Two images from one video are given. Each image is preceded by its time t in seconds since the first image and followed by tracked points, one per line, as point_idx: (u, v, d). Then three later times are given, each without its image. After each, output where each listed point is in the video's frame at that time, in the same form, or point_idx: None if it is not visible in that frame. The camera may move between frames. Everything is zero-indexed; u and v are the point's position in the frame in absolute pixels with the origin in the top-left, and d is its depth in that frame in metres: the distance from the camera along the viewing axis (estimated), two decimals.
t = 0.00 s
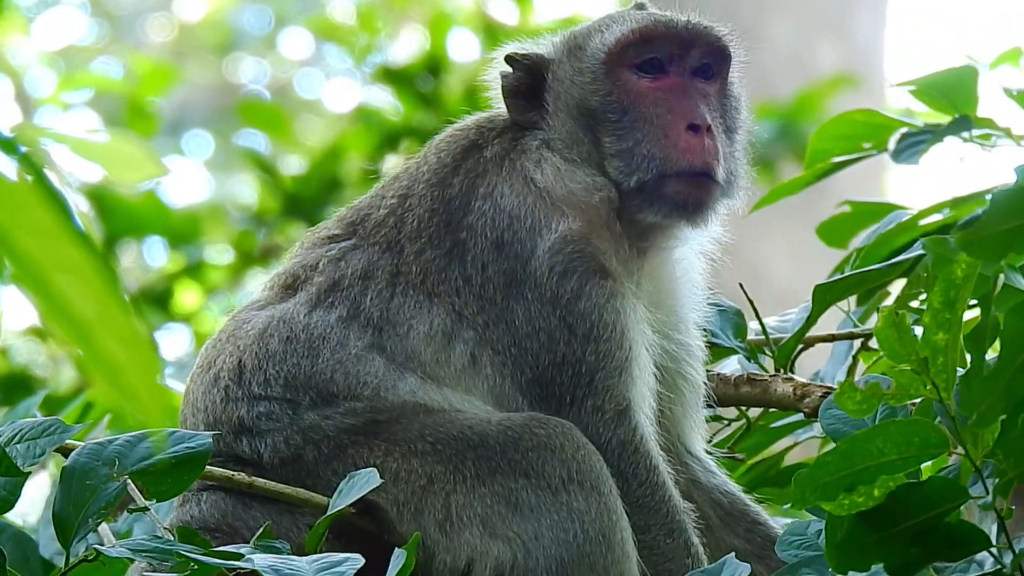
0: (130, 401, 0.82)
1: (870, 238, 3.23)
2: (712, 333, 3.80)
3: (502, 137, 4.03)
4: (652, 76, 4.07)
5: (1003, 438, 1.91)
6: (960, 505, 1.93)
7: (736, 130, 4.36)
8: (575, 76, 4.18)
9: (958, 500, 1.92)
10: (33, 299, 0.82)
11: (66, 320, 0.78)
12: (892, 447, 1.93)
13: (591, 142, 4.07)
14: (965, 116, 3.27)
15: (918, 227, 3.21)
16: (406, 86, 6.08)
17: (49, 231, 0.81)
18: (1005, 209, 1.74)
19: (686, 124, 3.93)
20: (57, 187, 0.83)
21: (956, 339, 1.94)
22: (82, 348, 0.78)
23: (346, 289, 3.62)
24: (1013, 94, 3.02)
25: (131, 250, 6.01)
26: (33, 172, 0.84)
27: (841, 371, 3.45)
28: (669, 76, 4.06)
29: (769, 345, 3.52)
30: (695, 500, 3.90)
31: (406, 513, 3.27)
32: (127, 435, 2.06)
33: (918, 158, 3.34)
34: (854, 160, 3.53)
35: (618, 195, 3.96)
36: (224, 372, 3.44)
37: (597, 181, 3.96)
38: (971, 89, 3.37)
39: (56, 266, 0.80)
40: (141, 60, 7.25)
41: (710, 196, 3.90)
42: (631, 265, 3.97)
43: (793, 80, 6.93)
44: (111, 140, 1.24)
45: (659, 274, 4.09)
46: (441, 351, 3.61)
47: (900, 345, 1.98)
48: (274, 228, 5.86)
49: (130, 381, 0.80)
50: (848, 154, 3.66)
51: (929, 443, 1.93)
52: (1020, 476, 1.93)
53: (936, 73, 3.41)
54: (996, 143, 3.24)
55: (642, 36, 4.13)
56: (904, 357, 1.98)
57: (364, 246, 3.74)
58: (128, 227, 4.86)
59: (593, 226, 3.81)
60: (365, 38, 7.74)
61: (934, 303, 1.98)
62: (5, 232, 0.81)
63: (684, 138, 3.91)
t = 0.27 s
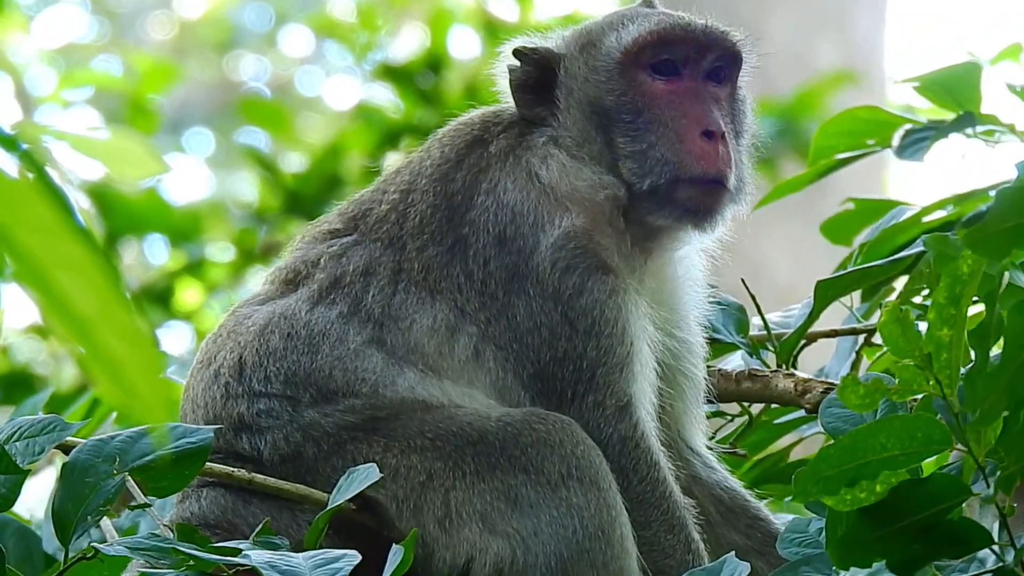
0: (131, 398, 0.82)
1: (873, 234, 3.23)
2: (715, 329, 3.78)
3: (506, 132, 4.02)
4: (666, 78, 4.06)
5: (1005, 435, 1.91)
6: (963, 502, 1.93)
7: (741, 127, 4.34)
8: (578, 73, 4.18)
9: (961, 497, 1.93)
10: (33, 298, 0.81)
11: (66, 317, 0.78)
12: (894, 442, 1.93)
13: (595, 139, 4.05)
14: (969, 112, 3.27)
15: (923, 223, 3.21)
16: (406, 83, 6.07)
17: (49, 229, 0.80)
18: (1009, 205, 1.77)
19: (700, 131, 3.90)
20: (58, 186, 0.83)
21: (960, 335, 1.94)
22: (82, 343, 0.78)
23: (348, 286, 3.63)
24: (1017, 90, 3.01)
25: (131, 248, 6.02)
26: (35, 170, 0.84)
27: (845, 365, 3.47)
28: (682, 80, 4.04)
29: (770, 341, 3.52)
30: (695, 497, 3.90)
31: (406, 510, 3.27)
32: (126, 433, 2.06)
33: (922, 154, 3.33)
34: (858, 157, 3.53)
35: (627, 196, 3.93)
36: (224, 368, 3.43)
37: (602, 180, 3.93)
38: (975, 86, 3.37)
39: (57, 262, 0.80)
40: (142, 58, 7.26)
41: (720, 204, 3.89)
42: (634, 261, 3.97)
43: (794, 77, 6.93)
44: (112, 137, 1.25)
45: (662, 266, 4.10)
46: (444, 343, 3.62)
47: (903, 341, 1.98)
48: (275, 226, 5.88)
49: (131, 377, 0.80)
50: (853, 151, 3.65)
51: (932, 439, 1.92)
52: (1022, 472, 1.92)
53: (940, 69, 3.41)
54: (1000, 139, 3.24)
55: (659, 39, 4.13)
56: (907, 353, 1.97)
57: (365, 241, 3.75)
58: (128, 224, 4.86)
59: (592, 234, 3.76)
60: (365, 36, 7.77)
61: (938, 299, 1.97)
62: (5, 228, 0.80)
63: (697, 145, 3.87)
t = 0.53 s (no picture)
0: (131, 392, 0.83)
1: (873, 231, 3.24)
2: (716, 325, 3.79)
3: (508, 127, 4.00)
4: (689, 82, 4.04)
5: (1000, 432, 1.92)
6: (958, 498, 1.94)
7: (752, 130, 4.35)
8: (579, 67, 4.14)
9: (956, 493, 1.93)
10: (34, 291, 0.81)
11: (68, 312, 0.78)
12: (890, 440, 1.94)
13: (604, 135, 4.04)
14: (969, 109, 3.28)
15: (923, 221, 3.21)
16: (407, 79, 6.10)
17: (50, 223, 0.80)
18: (1001, 203, 1.76)
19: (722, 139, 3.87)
20: (57, 181, 0.83)
21: (954, 332, 1.95)
22: (84, 340, 0.78)
23: (351, 281, 3.63)
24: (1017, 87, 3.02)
25: (132, 244, 6.02)
26: (35, 165, 0.84)
27: (845, 362, 3.47)
28: (705, 83, 4.02)
29: (771, 338, 3.51)
30: (695, 492, 3.92)
31: (405, 508, 3.28)
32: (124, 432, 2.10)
33: (922, 152, 3.34)
34: (860, 153, 3.53)
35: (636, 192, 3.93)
36: (225, 364, 3.44)
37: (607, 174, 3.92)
38: (975, 84, 3.37)
39: (58, 258, 0.80)
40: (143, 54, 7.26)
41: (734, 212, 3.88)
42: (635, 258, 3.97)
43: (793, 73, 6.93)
44: (115, 133, 1.27)
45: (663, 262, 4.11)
46: (449, 337, 3.63)
47: (898, 338, 1.98)
48: (275, 222, 5.88)
49: (132, 372, 0.81)
50: (853, 147, 3.65)
51: (927, 436, 1.94)
52: (1017, 467, 1.93)
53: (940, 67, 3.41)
54: (1000, 137, 3.24)
55: (683, 43, 4.11)
56: (901, 350, 1.98)
57: (369, 236, 3.74)
58: (130, 221, 4.87)
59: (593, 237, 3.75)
60: (366, 33, 7.92)
61: (933, 295, 1.99)
62: (5, 222, 0.80)
63: (719, 152, 3.84)
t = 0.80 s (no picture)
0: (132, 390, 0.84)
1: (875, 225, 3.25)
2: (715, 321, 3.79)
3: (507, 126, 4.01)
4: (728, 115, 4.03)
5: (993, 428, 1.91)
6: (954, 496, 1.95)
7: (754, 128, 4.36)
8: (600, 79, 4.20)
9: (951, 491, 1.94)
10: (34, 290, 0.82)
11: (68, 311, 0.79)
12: (883, 438, 1.98)
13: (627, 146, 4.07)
14: (970, 103, 3.27)
15: (926, 214, 3.22)
16: (409, 77, 6.11)
17: (52, 223, 0.81)
18: (987, 197, 1.78)
19: (751, 178, 3.86)
20: (59, 178, 0.84)
21: (946, 328, 1.98)
22: (86, 339, 0.79)
23: (352, 277, 3.65)
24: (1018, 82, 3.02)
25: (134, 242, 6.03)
26: (36, 163, 0.84)
27: (846, 357, 3.47)
28: (742, 119, 4.02)
29: (772, 333, 3.53)
30: (696, 488, 3.93)
31: (405, 505, 3.29)
32: (124, 428, 2.10)
33: (923, 146, 3.34)
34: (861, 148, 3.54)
35: (649, 192, 3.97)
36: (225, 362, 3.43)
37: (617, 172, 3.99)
38: (977, 78, 3.38)
39: (58, 257, 0.81)
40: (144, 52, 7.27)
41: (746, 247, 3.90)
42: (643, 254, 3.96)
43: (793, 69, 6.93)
44: (114, 134, 1.27)
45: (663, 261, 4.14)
46: (453, 333, 3.65)
47: (890, 337, 2.02)
48: (275, 220, 5.89)
49: (134, 369, 0.82)
50: (854, 141, 3.66)
51: (920, 435, 1.98)
52: (1010, 462, 1.93)
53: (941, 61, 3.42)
54: (1002, 131, 3.25)
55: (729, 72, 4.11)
56: (893, 348, 2.01)
57: (371, 231, 3.76)
58: (131, 219, 4.88)
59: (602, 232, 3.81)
60: (368, 30, 7.83)
61: (924, 293, 2.02)
62: (6, 220, 0.81)
63: (744, 190, 3.85)
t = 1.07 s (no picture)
0: (132, 389, 0.83)
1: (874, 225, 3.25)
2: (716, 321, 3.78)
3: (509, 126, 4.01)
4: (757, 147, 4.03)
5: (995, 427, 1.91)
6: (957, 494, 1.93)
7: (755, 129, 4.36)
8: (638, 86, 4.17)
9: (954, 489, 1.92)
10: (34, 287, 0.82)
11: (68, 308, 0.79)
12: (886, 435, 1.97)
13: (658, 163, 4.06)
14: (971, 103, 3.26)
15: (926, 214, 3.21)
16: (410, 76, 6.12)
17: (52, 219, 0.81)
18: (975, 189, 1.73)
19: (767, 215, 3.91)
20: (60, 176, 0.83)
21: (949, 325, 1.96)
22: (87, 337, 0.79)
23: (356, 277, 3.62)
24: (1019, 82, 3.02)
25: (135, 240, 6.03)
26: (36, 161, 0.84)
27: (846, 357, 3.47)
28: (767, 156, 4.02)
29: (772, 333, 3.54)
30: (697, 488, 3.94)
31: (405, 505, 3.28)
32: (124, 426, 2.09)
33: (924, 145, 3.34)
34: (861, 148, 3.52)
35: (665, 198, 4.00)
36: (226, 362, 3.41)
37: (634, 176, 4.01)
38: (978, 78, 3.38)
39: (60, 254, 0.81)
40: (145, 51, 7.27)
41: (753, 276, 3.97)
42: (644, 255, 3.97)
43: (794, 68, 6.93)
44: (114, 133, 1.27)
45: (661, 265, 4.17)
46: (457, 332, 3.64)
47: (894, 333, 2.01)
48: (277, 218, 5.91)
49: (134, 367, 0.82)
50: (854, 141, 3.64)
51: (923, 432, 1.97)
52: (1014, 461, 1.92)
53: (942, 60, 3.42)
54: (1002, 131, 3.24)
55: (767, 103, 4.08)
56: (897, 344, 2.01)
57: (375, 230, 3.74)
58: (131, 217, 4.88)
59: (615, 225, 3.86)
60: (369, 28, 7.81)
61: (928, 290, 2.00)
62: (6, 217, 0.81)
63: (759, 227, 3.90)
